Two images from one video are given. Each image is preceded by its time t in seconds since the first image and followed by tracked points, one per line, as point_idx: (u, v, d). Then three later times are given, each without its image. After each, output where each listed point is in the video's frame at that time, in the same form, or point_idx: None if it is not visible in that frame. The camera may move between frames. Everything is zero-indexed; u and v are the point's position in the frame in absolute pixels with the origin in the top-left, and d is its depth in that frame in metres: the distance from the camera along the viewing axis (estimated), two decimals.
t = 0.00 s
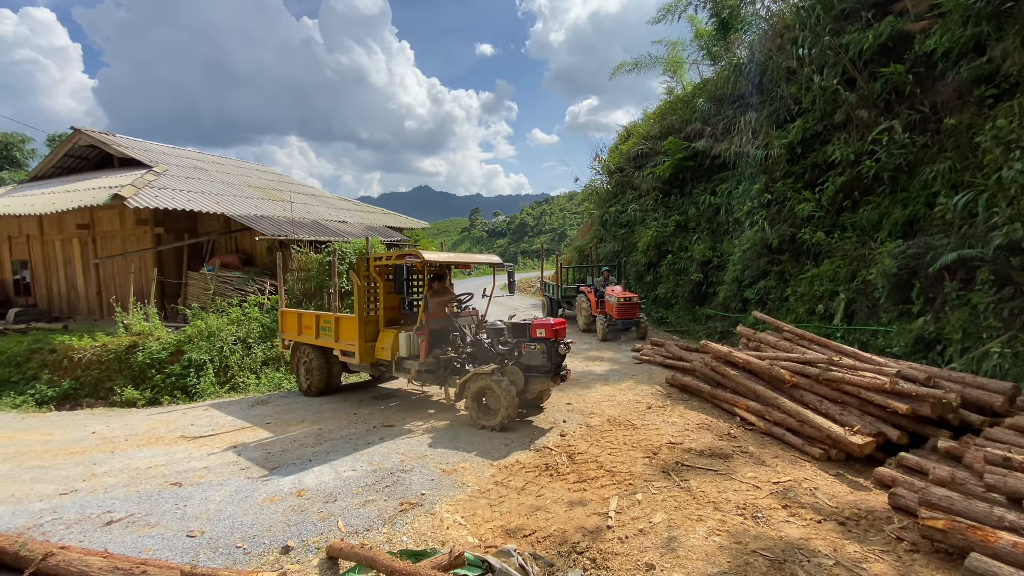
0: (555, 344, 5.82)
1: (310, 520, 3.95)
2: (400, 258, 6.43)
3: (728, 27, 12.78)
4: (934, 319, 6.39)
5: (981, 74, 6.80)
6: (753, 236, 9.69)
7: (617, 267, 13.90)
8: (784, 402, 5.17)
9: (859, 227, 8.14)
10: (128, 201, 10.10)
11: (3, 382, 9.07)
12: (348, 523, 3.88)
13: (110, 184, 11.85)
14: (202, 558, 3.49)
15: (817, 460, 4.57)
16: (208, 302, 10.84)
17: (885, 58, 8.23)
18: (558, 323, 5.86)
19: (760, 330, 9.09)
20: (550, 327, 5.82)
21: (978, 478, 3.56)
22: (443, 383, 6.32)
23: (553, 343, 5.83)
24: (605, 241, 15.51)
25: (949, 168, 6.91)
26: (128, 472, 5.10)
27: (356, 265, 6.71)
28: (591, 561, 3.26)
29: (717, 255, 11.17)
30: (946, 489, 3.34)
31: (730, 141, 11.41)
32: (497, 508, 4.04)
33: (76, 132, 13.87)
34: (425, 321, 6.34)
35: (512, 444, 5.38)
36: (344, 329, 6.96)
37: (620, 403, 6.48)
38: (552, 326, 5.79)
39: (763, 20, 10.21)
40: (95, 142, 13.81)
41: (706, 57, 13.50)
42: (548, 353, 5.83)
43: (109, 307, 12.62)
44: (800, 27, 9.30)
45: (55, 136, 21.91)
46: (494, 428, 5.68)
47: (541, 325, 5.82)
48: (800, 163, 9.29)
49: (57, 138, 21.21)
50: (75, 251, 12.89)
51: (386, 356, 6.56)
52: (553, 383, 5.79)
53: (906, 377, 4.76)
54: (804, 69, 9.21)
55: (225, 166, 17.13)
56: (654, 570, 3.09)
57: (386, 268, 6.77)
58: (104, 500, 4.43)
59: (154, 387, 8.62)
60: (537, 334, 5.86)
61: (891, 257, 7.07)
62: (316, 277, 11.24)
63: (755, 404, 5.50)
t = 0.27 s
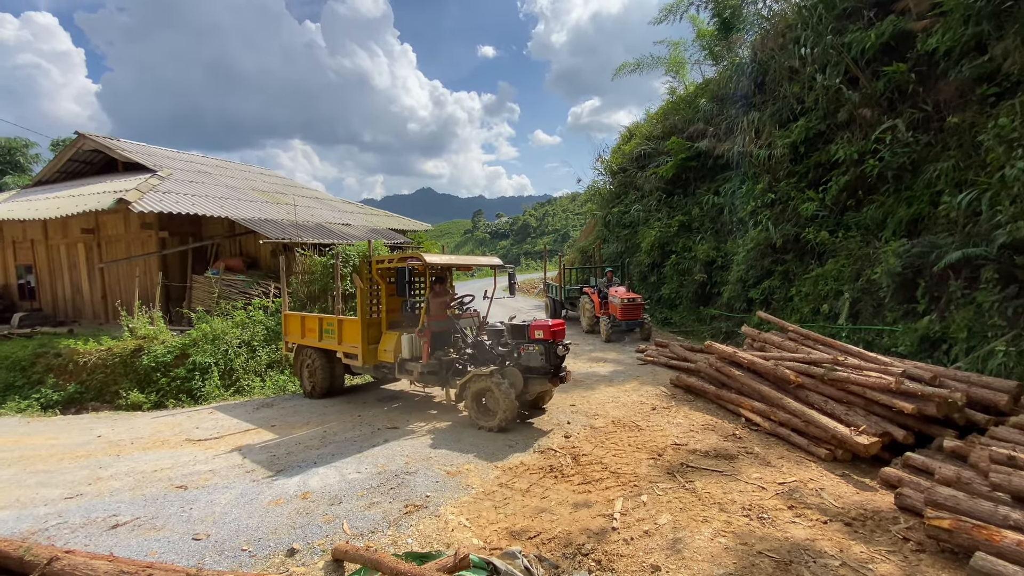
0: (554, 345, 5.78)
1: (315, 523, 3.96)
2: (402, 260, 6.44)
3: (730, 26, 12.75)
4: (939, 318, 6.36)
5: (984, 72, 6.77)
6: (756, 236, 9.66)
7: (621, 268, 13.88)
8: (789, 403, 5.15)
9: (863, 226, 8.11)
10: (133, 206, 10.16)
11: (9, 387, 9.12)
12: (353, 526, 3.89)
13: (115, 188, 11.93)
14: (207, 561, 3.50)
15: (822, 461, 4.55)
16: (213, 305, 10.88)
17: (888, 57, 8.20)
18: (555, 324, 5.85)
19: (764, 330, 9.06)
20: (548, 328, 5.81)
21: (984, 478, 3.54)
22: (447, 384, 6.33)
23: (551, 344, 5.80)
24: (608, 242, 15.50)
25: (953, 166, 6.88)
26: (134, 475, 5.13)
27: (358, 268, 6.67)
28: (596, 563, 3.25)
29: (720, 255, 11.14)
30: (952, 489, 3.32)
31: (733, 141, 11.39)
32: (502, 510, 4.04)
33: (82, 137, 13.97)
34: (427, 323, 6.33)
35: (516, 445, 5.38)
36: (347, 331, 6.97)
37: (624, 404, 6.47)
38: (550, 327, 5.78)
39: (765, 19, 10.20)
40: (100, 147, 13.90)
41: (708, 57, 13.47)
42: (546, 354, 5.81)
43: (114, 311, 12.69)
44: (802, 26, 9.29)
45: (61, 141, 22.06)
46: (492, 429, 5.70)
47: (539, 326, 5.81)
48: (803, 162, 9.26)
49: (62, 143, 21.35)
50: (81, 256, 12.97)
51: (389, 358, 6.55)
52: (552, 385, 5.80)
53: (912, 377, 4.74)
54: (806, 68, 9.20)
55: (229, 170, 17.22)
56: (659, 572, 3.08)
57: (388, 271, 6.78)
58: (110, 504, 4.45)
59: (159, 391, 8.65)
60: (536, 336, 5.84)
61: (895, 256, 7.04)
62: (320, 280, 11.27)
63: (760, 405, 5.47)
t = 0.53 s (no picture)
0: (556, 347, 5.79)
1: (319, 526, 3.96)
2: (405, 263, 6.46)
3: (730, 27, 12.74)
4: (943, 317, 6.34)
5: (986, 70, 6.75)
6: (759, 236, 9.63)
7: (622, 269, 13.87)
8: (792, 403, 5.13)
9: (865, 226, 8.09)
10: (136, 210, 10.20)
11: (14, 391, 9.15)
12: (356, 529, 3.88)
13: (118, 193, 11.97)
14: (211, 565, 3.50)
15: (827, 461, 4.53)
16: (216, 309, 10.90)
17: (889, 56, 8.18)
18: (557, 326, 5.81)
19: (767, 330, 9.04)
20: (549, 330, 5.79)
21: (990, 477, 3.52)
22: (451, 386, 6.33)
23: (553, 346, 5.80)
24: (610, 243, 15.49)
25: (956, 165, 6.85)
26: (138, 479, 5.13)
27: (361, 271, 6.74)
28: (600, 565, 3.24)
29: (722, 255, 11.12)
30: (958, 490, 3.31)
31: (734, 141, 11.36)
32: (506, 513, 4.03)
33: (85, 143, 14.03)
34: (431, 325, 6.36)
35: (520, 447, 5.37)
36: (351, 334, 6.99)
37: (627, 405, 6.46)
38: (552, 330, 5.76)
39: (766, 19, 10.21)
40: (102, 152, 13.95)
41: (708, 58, 13.45)
42: (548, 357, 5.79)
43: (117, 315, 12.72)
44: (802, 25, 9.28)
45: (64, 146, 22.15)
46: (493, 430, 5.72)
47: (541, 328, 5.80)
48: (805, 162, 9.24)
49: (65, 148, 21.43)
50: (84, 260, 13.01)
51: (393, 360, 6.58)
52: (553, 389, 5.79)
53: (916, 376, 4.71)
54: (808, 68, 9.19)
55: (231, 174, 17.27)
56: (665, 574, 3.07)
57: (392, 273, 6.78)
58: (114, 508, 4.45)
59: (162, 395, 8.66)
60: (538, 338, 5.82)
61: (898, 255, 7.03)
62: (322, 283, 11.28)
63: (764, 406, 5.46)
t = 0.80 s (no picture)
0: (564, 348, 5.77)
1: (320, 529, 3.96)
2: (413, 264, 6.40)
3: (728, 27, 12.76)
4: (943, 316, 6.35)
5: (984, 69, 6.77)
6: (758, 236, 9.64)
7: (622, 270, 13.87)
8: (793, 403, 5.13)
9: (865, 225, 8.09)
10: (135, 214, 10.20)
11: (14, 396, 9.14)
12: (357, 532, 3.88)
13: (117, 197, 11.99)
14: (212, 569, 3.50)
15: (828, 461, 4.53)
16: (216, 312, 10.90)
17: (886, 55, 8.21)
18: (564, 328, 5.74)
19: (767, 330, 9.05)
20: (557, 332, 5.73)
21: (991, 476, 3.52)
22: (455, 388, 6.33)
23: (561, 348, 5.78)
24: (610, 244, 15.49)
25: (954, 163, 6.87)
26: (139, 483, 5.13)
27: (367, 273, 6.70)
28: (602, 566, 3.24)
29: (722, 255, 11.13)
30: (959, 488, 3.31)
31: (733, 141, 11.37)
32: (507, 514, 4.03)
33: (84, 147, 14.04)
34: (440, 327, 6.36)
35: (521, 449, 5.38)
36: (357, 336, 6.98)
37: (628, 406, 6.46)
38: (560, 332, 5.70)
39: (763, 20, 10.24)
40: (102, 156, 13.97)
41: (706, 58, 13.46)
42: (555, 359, 5.77)
43: (118, 319, 12.72)
44: (800, 26, 9.31)
45: (63, 151, 22.18)
46: (503, 433, 5.68)
47: (548, 330, 5.75)
48: (804, 162, 9.26)
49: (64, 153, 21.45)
50: (84, 265, 13.02)
51: (400, 362, 6.58)
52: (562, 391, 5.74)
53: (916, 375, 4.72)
54: (806, 68, 9.21)
55: (231, 177, 17.28)
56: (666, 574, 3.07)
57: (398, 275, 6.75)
58: (115, 512, 4.45)
59: (163, 399, 8.66)
60: (545, 340, 5.80)
61: (897, 254, 7.04)
62: (322, 285, 11.29)
63: (765, 406, 5.46)
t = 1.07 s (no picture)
0: (574, 350, 5.70)
1: (319, 532, 3.94)
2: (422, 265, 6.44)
3: (726, 27, 12.77)
4: (943, 315, 6.35)
5: (983, 67, 6.76)
6: (757, 236, 9.62)
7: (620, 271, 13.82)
8: (792, 403, 5.12)
9: (863, 224, 8.08)
10: (134, 217, 10.19)
11: (13, 400, 9.12)
12: (357, 534, 3.86)
13: (116, 200, 11.97)
14: (211, 572, 3.48)
15: (828, 461, 4.52)
16: (214, 315, 10.88)
17: (885, 54, 8.20)
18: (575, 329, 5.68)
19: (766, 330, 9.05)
20: (568, 333, 5.66)
21: (993, 476, 3.50)
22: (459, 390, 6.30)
23: (571, 350, 5.70)
24: (608, 244, 15.48)
25: (953, 162, 6.86)
26: (138, 486, 5.11)
27: (375, 274, 6.69)
28: (602, 568, 3.23)
29: (721, 255, 11.12)
30: (961, 488, 3.29)
31: (731, 141, 11.35)
32: (506, 516, 4.01)
33: (82, 150, 14.03)
34: (450, 328, 6.33)
35: (521, 451, 5.37)
36: (363, 338, 6.95)
37: (627, 407, 6.44)
38: (571, 333, 5.63)
39: (761, 20, 10.25)
40: (100, 159, 13.96)
41: (704, 58, 13.45)
42: (565, 360, 5.72)
43: (116, 322, 12.70)
44: (797, 25, 9.31)
45: (62, 154, 22.16)
46: (511, 436, 5.63)
47: (559, 331, 5.70)
48: (802, 161, 9.25)
49: (63, 156, 21.43)
50: (83, 268, 13.01)
51: (409, 364, 6.53)
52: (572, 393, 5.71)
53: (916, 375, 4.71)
54: (803, 68, 9.22)
55: (229, 180, 17.27)
56: None
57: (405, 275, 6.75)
58: (114, 516, 4.43)
59: (161, 401, 8.64)
60: (556, 341, 5.74)
61: (897, 253, 7.03)
62: (321, 287, 11.28)
63: (764, 406, 5.45)
